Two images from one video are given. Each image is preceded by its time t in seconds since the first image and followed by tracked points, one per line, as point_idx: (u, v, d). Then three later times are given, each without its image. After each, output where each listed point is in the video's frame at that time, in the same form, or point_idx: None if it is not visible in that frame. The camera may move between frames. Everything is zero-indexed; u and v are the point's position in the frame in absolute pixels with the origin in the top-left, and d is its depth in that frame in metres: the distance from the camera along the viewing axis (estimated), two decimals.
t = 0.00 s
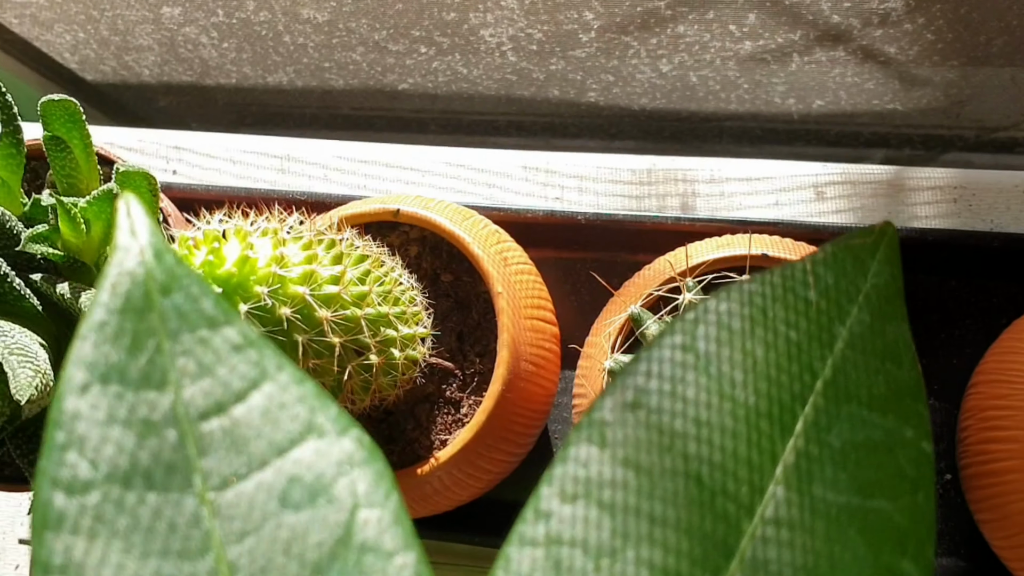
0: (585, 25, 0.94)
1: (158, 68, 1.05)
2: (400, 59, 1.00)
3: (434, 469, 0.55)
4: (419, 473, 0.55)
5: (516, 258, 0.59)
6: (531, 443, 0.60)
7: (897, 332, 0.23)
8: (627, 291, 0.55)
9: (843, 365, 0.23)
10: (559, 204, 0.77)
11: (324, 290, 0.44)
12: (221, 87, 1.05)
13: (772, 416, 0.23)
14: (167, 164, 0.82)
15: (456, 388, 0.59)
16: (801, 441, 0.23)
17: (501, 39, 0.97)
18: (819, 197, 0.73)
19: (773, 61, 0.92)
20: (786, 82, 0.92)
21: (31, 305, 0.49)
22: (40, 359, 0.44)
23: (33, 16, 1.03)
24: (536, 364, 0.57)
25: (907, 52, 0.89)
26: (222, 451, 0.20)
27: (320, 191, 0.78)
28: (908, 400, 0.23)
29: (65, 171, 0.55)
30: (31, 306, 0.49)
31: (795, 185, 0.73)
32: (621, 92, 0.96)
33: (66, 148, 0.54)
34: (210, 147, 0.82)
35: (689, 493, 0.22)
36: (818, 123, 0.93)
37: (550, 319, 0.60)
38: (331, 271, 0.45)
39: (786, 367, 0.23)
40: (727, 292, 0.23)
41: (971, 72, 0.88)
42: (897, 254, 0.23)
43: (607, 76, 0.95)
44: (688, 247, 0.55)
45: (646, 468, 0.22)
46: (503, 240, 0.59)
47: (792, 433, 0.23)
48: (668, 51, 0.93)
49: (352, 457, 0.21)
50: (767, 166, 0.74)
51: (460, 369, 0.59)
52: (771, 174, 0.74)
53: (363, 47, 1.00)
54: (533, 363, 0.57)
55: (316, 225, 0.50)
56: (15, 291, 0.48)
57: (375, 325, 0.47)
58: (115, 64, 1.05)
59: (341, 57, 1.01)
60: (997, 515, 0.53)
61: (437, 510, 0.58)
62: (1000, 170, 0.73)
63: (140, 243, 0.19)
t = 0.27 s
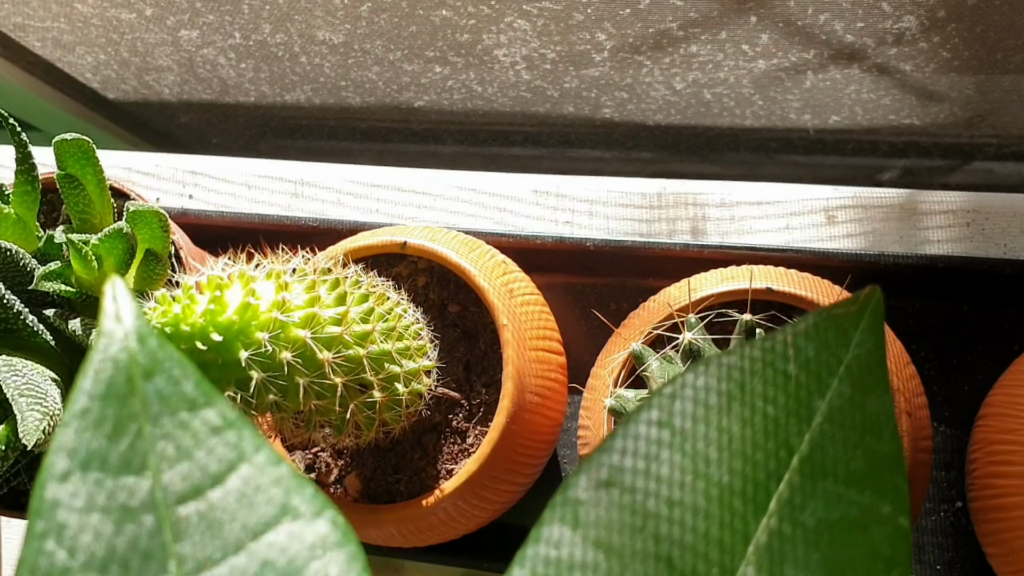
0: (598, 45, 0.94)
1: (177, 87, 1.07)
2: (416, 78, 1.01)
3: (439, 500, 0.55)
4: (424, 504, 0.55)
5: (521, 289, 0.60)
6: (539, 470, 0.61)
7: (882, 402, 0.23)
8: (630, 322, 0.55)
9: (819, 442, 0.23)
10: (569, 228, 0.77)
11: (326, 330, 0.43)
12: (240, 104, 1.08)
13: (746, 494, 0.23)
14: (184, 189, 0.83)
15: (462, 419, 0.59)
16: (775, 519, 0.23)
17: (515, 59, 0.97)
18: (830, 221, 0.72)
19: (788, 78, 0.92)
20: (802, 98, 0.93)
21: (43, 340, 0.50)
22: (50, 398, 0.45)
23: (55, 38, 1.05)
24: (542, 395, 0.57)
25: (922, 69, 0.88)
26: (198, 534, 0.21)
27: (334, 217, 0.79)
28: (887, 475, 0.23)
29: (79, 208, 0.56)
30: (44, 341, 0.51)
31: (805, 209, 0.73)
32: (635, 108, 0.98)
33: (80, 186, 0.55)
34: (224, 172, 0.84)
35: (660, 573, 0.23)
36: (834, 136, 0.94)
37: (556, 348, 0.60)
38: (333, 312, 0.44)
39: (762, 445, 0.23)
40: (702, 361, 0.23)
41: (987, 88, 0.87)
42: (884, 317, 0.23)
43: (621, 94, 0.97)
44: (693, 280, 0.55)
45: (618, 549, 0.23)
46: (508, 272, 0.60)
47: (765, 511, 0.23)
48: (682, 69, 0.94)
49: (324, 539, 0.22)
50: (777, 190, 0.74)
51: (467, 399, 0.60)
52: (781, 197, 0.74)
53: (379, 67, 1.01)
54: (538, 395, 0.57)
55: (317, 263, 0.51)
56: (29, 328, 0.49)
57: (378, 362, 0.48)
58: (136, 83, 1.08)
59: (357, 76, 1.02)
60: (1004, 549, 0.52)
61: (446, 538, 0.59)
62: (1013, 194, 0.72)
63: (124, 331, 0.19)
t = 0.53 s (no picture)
0: (610, 50, 0.94)
1: (196, 95, 1.10)
2: (429, 84, 1.02)
3: (442, 517, 0.55)
4: (427, 521, 0.55)
5: (524, 303, 0.59)
6: (545, 484, 0.60)
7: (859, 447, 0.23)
8: (634, 339, 0.55)
9: (790, 490, 0.23)
10: (578, 238, 0.76)
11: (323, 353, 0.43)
12: (259, 111, 1.10)
13: (714, 544, 0.23)
14: (196, 201, 0.84)
15: (466, 433, 0.59)
16: (743, 569, 0.24)
17: (528, 64, 0.97)
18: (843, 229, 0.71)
19: (804, 81, 0.91)
20: (819, 101, 0.93)
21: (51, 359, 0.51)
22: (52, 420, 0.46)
23: (74, 50, 1.07)
24: (547, 411, 0.57)
25: (941, 70, 0.87)
26: None
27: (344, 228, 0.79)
28: (862, 521, 0.23)
29: (85, 228, 0.57)
30: (51, 360, 0.51)
31: (817, 217, 0.72)
32: (650, 111, 0.99)
33: (85, 207, 0.56)
34: (237, 182, 0.85)
35: None
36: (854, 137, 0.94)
37: (562, 363, 0.60)
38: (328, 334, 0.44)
39: (731, 493, 0.24)
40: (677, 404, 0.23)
41: (1009, 88, 0.86)
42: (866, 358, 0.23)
43: (636, 97, 0.98)
44: (698, 297, 0.54)
45: None
46: (512, 286, 0.60)
47: (733, 560, 0.24)
48: (696, 73, 0.93)
49: None
50: (789, 198, 0.73)
51: (471, 414, 0.59)
52: (793, 205, 0.73)
53: (392, 74, 1.01)
54: (542, 410, 0.57)
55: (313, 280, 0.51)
56: (35, 349, 0.50)
57: (375, 382, 0.48)
58: (154, 92, 1.10)
59: (371, 83, 1.03)
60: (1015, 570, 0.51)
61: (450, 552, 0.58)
62: None
63: (84, 382, 0.20)
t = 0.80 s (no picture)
0: (622, 37, 0.91)
1: (212, 86, 1.12)
2: (443, 73, 1.02)
3: (442, 517, 0.54)
4: (427, 520, 0.55)
5: (526, 300, 0.58)
6: (550, 482, 0.59)
7: (832, 472, 0.23)
8: (636, 337, 0.54)
9: (756, 517, 0.23)
10: (587, 230, 0.75)
11: (315, 356, 0.43)
12: (274, 101, 1.12)
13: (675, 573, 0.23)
14: (207, 194, 0.84)
15: (469, 431, 0.59)
16: None
17: (540, 51, 0.95)
18: (857, 218, 0.69)
19: (821, 65, 0.89)
20: (838, 84, 0.91)
21: (54, 360, 0.51)
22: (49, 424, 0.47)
23: (89, 45, 1.08)
24: (549, 409, 0.56)
25: (963, 51, 0.84)
26: None
27: (351, 223, 0.79)
28: (832, 549, 0.23)
29: (87, 227, 0.57)
30: (54, 361, 0.52)
31: (831, 206, 0.70)
32: (666, 97, 0.98)
33: (86, 207, 0.56)
34: (248, 176, 0.85)
35: None
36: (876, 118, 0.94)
37: (566, 360, 0.59)
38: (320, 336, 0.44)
39: (694, 518, 0.23)
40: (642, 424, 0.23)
41: None
42: (840, 376, 0.23)
43: (651, 83, 0.97)
44: (700, 294, 0.53)
45: None
46: (514, 282, 0.59)
47: None
48: (710, 58, 0.91)
49: None
50: (802, 186, 0.71)
51: (473, 412, 0.59)
52: (807, 195, 0.71)
53: (405, 63, 1.01)
54: (544, 408, 0.56)
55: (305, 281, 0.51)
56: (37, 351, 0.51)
57: (370, 384, 0.48)
58: (172, 84, 1.12)
59: (384, 72, 1.03)
60: None
61: (455, 551, 0.58)
62: None
63: (35, 408, 0.21)
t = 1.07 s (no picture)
0: (631, 18, 0.89)
1: (223, 73, 1.12)
2: (451, 56, 1.00)
3: (442, 517, 0.55)
4: (427, 522, 0.55)
5: (525, 297, 0.58)
6: (552, 479, 0.59)
7: (797, 510, 0.23)
8: (636, 333, 0.53)
9: (716, 556, 0.23)
10: (593, 219, 0.74)
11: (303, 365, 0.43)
12: (286, 86, 1.12)
13: None
14: (214, 188, 0.84)
15: (470, 430, 0.59)
16: None
17: (548, 33, 0.93)
18: (868, 204, 0.68)
19: (835, 42, 0.86)
20: (854, 61, 0.89)
21: (54, 366, 0.53)
22: (44, 435, 0.48)
23: (99, 35, 1.08)
24: (549, 407, 0.56)
25: (983, 26, 0.81)
26: None
27: (356, 215, 0.78)
28: None
29: (85, 230, 0.58)
30: (54, 366, 0.53)
31: (842, 192, 0.68)
32: (679, 76, 0.96)
33: (82, 210, 0.57)
34: (254, 167, 0.84)
35: None
36: (893, 94, 0.92)
37: (568, 357, 0.59)
38: (310, 343, 0.44)
39: (651, 561, 0.24)
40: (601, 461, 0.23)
41: None
42: (810, 409, 0.23)
43: (663, 63, 0.95)
44: (699, 290, 0.52)
45: None
46: (512, 279, 0.58)
47: None
48: (721, 38, 0.89)
49: None
50: (812, 171, 0.70)
51: (474, 410, 0.59)
52: (817, 180, 0.69)
53: (413, 47, 1.00)
54: (544, 407, 0.55)
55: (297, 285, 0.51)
56: (36, 356, 0.52)
57: (362, 390, 0.48)
58: (183, 72, 1.12)
59: (393, 57, 1.02)
60: None
61: (458, 548, 0.58)
62: None
63: None
